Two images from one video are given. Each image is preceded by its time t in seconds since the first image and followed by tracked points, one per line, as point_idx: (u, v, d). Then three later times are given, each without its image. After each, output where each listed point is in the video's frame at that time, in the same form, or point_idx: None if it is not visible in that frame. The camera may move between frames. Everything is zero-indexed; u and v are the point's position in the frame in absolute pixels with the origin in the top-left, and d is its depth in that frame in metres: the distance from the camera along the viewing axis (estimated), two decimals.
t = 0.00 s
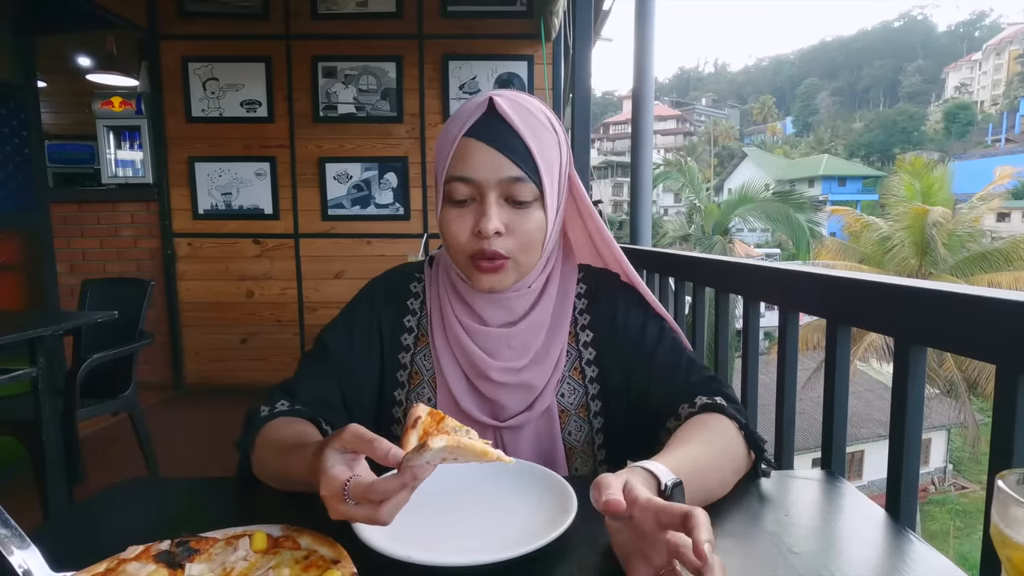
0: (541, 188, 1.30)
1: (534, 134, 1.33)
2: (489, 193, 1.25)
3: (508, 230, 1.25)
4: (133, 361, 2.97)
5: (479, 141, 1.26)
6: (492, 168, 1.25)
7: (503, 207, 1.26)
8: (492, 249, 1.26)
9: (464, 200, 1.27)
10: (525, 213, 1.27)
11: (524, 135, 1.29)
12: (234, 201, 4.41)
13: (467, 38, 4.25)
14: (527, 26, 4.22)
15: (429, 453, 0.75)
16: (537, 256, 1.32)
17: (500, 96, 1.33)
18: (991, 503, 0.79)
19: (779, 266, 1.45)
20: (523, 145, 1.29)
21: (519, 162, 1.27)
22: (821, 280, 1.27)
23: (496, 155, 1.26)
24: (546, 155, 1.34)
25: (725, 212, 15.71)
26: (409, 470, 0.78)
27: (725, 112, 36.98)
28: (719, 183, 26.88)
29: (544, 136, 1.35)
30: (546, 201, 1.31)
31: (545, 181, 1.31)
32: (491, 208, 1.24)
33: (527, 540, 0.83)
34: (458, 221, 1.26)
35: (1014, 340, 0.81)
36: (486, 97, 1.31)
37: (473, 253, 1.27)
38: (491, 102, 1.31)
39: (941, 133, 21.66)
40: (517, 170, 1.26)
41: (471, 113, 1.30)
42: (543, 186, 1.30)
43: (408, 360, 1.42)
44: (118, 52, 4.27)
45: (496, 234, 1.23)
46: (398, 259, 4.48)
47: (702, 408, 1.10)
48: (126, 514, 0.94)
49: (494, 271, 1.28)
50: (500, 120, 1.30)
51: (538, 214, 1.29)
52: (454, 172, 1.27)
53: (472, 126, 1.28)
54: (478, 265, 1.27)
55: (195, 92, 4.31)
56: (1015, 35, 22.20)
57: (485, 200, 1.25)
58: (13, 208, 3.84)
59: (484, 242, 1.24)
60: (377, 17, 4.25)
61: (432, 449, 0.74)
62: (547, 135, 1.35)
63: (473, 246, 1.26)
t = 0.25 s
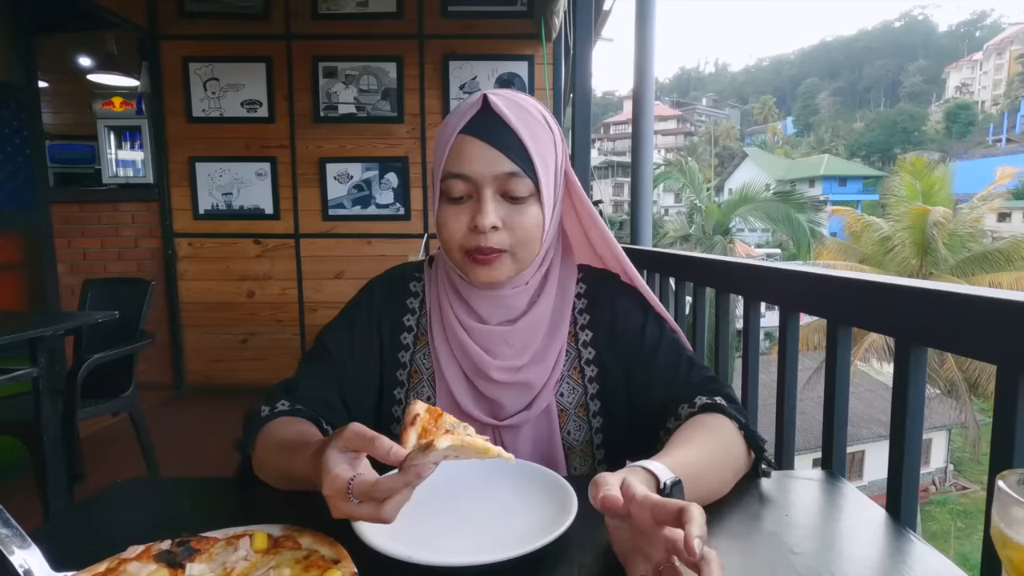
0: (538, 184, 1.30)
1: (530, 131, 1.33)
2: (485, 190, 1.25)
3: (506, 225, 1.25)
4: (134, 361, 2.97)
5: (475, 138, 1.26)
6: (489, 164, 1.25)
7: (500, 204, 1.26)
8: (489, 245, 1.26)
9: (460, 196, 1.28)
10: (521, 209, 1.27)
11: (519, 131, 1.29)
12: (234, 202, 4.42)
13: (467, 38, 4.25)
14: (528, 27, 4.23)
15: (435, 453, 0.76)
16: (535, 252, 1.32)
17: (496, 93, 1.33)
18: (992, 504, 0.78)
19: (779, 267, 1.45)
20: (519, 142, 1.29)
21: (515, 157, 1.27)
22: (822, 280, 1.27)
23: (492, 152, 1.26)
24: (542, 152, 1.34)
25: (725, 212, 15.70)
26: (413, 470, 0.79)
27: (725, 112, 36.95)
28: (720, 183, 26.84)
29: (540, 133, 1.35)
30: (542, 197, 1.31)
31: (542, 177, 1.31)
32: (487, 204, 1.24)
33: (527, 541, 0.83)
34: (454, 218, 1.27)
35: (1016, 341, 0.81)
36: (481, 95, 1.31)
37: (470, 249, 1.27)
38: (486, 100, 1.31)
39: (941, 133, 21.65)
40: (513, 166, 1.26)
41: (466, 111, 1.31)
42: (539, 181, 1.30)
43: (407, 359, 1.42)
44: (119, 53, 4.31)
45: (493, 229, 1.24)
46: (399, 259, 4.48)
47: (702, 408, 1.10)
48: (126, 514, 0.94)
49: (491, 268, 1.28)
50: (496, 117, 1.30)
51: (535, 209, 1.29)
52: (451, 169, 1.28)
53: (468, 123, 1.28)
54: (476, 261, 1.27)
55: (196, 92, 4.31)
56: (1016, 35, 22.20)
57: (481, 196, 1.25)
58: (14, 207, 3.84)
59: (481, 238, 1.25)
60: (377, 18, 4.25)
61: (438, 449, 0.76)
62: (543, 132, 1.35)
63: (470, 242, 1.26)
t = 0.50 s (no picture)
0: (539, 178, 1.30)
1: (532, 126, 1.33)
2: (487, 180, 1.26)
3: (507, 216, 1.25)
4: (134, 361, 2.97)
5: (477, 131, 1.27)
6: (492, 156, 1.26)
7: (502, 194, 1.26)
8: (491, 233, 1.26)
9: (462, 186, 1.28)
10: (523, 200, 1.27)
11: (521, 125, 1.30)
12: (235, 202, 4.42)
13: (468, 38, 4.25)
14: (528, 26, 4.22)
15: (439, 437, 0.77)
16: (535, 245, 1.32)
17: (498, 89, 1.33)
18: (993, 504, 0.78)
19: (780, 267, 1.45)
20: (521, 136, 1.29)
21: (516, 149, 1.27)
22: (823, 280, 1.27)
23: (494, 144, 1.26)
24: (544, 148, 1.34)
25: (726, 212, 15.71)
26: (418, 457, 0.80)
27: (726, 111, 36.92)
28: (720, 183, 26.76)
29: (541, 128, 1.35)
30: (543, 191, 1.31)
31: (543, 172, 1.31)
32: (489, 194, 1.25)
33: (527, 541, 0.83)
34: (456, 209, 1.27)
35: (1015, 341, 0.81)
36: (484, 90, 1.31)
37: (471, 241, 1.27)
38: (489, 95, 1.31)
39: (942, 133, 21.63)
40: (515, 158, 1.27)
41: (469, 106, 1.31)
42: (540, 175, 1.31)
43: (405, 360, 1.42)
44: (120, 53, 4.43)
45: (496, 220, 1.24)
46: (399, 259, 4.48)
47: (702, 408, 1.10)
48: (126, 514, 0.94)
49: (492, 260, 1.28)
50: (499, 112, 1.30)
51: (536, 203, 1.29)
52: (453, 160, 1.28)
53: (470, 116, 1.29)
54: (476, 252, 1.27)
55: (196, 92, 4.31)
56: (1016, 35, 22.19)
57: (484, 186, 1.25)
58: (15, 208, 3.84)
59: (483, 227, 1.25)
60: (377, 18, 4.25)
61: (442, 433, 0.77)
62: (543, 128, 1.36)
63: (472, 232, 1.26)
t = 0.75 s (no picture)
0: (549, 174, 1.31)
1: (543, 124, 1.34)
2: (500, 172, 1.26)
3: (519, 209, 1.25)
4: (135, 361, 2.97)
5: (491, 124, 1.28)
6: (505, 149, 1.26)
7: (513, 188, 1.26)
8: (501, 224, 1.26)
9: (473, 177, 1.28)
10: (533, 194, 1.27)
11: (534, 121, 1.31)
12: (235, 202, 4.42)
13: (468, 38, 4.25)
14: (528, 26, 4.22)
15: (453, 420, 0.79)
16: (542, 241, 1.32)
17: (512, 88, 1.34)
18: (993, 504, 0.78)
19: (780, 267, 1.45)
20: (533, 132, 1.30)
21: (529, 143, 1.28)
22: (823, 280, 1.27)
23: (508, 138, 1.27)
24: (554, 146, 1.35)
25: (726, 212, 15.70)
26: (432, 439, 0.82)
27: (726, 111, 36.90)
28: (721, 183, 26.73)
29: (551, 127, 1.36)
30: (553, 187, 1.32)
31: (553, 169, 1.32)
32: (502, 187, 1.25)
33: (528, 540, 0.83)
34: (467, 200, 1.27)
35: (1015, 341, 0.81)
36: (499, 87, 1.32)
37: (482, 233, 1.27)
38: (503, 92, 1.31)
39: (943, 133, 21.61)
40: (528, 152, 1.28)
41: (483, 101, 1.31)
42: (550, 171, 1.31)
43: (405, 362, 1.42)
44: (120, 54, 4.51)
45: (508, 211, 1.24)
46: (399, 259, 4.48)
47: (700, 407, 1.11)
48: (126, 514, 0.94)
49: (501, 253, 1.28)
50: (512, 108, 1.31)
51: (545, 198, 1.30)
52: (466, 152, 1.28)
53: (485, 110, 1.29)
54: (485, 245, 1.27)
55: (197, 92, 4.31)
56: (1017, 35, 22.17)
57: (496, 178, 1.26)
58: (15, 207, 3.84)
59: (495, 218, 1.25)
60: (378, 18, 4.25)
61: (456, 415, 0.79)
62: (553, 127, 1.37)
63: (482, 224, 1.26)
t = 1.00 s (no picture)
0: (559, 173, 1.31)
1: (554, 124, 1.35)
2: (511, 170, 1.26)
3: (528, 206, 1.25)
4: (135, 361, 2.97)
5: (504, 123, 1.28)
6: (517, 147, 1.26)
7: (524, 185, 1.26)
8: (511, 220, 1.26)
9: (484, 174, 1.28)
10: (542, 193, 1.28)
11: (545, 121, 1.31)
12: (236, 202, 4.42)
13: (469, 38, 4.25)
14: (529, 27, 4.22)
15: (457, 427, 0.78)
16: (550, 239, 1.32)
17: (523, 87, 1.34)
18: (993, 504, 0.78)
19: (781, 267, 1.45)
20: (544, 131, 1.31)
21: (540, 143, 1.29)
22: (824, 280, 1.27)
23: (519, 135, 1.27)
24: (564, 147, 1.36)
25: (726, 212, 15.70)
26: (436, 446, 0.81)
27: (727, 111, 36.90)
28: (721, 183, 26.71)
29: (561, 127, 1.37)
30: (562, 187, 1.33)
31: (563, 169, 1.33)
32: (513, 184, 1.25)
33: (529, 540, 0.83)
34: (477, 197, 1.27)
35: (1016, 341, 0.81)
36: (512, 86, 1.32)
37: (492, 230, 1.27)
38: (516, 90, 1.32)
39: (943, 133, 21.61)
40: (540, 151, 1.28)
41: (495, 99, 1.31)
42: (560, 171, 1.32)
43: (408, 361, 1.42)
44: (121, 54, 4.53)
45: (518, 209, 1.24)
46: (400, 259, 4.49)
47: (703, 408, 1.09)
48: (128, 514, 0.94)
49: (510, 250, 1.28)
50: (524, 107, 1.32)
51: (554, 198, 1.30)
52: (477, 149, 1.28)
53: (497, 108, 1.29)
54: (495, 241, 1.27)
55: (197, 93, 4.31)
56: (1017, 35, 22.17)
57: (507, 175, 1.26)
58: (16, 207, 3.85)
59: (505, 216, 1.25)
60: (378, 18, 4.25)
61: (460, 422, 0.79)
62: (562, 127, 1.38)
63: (493, 221, 1.26)
